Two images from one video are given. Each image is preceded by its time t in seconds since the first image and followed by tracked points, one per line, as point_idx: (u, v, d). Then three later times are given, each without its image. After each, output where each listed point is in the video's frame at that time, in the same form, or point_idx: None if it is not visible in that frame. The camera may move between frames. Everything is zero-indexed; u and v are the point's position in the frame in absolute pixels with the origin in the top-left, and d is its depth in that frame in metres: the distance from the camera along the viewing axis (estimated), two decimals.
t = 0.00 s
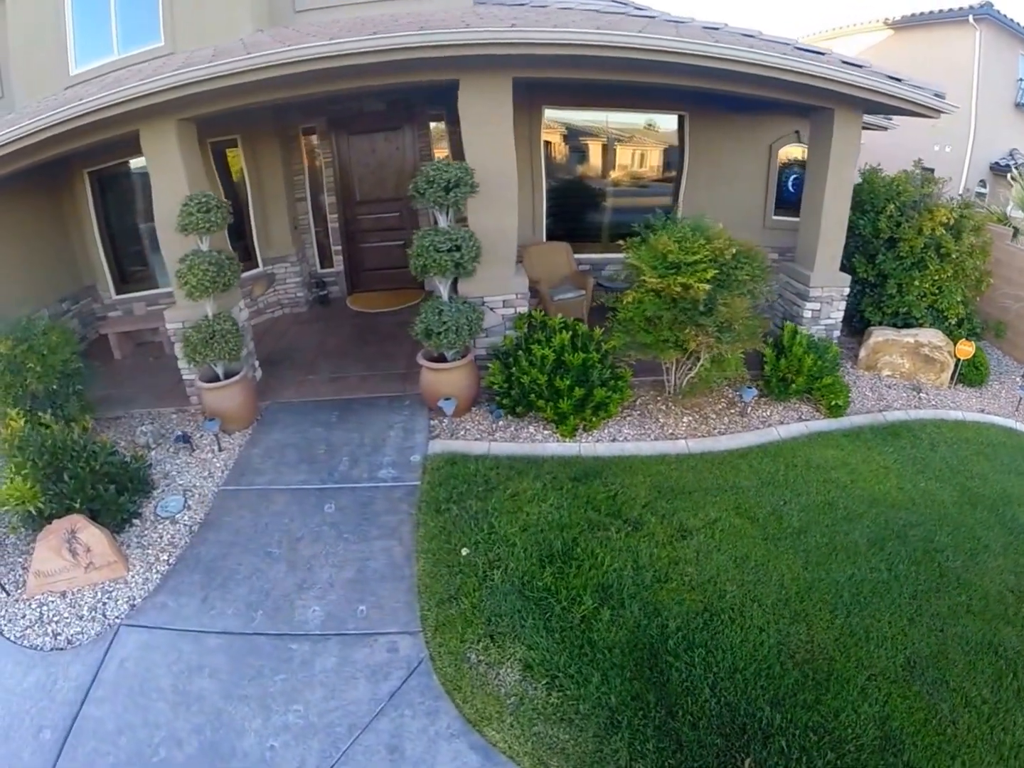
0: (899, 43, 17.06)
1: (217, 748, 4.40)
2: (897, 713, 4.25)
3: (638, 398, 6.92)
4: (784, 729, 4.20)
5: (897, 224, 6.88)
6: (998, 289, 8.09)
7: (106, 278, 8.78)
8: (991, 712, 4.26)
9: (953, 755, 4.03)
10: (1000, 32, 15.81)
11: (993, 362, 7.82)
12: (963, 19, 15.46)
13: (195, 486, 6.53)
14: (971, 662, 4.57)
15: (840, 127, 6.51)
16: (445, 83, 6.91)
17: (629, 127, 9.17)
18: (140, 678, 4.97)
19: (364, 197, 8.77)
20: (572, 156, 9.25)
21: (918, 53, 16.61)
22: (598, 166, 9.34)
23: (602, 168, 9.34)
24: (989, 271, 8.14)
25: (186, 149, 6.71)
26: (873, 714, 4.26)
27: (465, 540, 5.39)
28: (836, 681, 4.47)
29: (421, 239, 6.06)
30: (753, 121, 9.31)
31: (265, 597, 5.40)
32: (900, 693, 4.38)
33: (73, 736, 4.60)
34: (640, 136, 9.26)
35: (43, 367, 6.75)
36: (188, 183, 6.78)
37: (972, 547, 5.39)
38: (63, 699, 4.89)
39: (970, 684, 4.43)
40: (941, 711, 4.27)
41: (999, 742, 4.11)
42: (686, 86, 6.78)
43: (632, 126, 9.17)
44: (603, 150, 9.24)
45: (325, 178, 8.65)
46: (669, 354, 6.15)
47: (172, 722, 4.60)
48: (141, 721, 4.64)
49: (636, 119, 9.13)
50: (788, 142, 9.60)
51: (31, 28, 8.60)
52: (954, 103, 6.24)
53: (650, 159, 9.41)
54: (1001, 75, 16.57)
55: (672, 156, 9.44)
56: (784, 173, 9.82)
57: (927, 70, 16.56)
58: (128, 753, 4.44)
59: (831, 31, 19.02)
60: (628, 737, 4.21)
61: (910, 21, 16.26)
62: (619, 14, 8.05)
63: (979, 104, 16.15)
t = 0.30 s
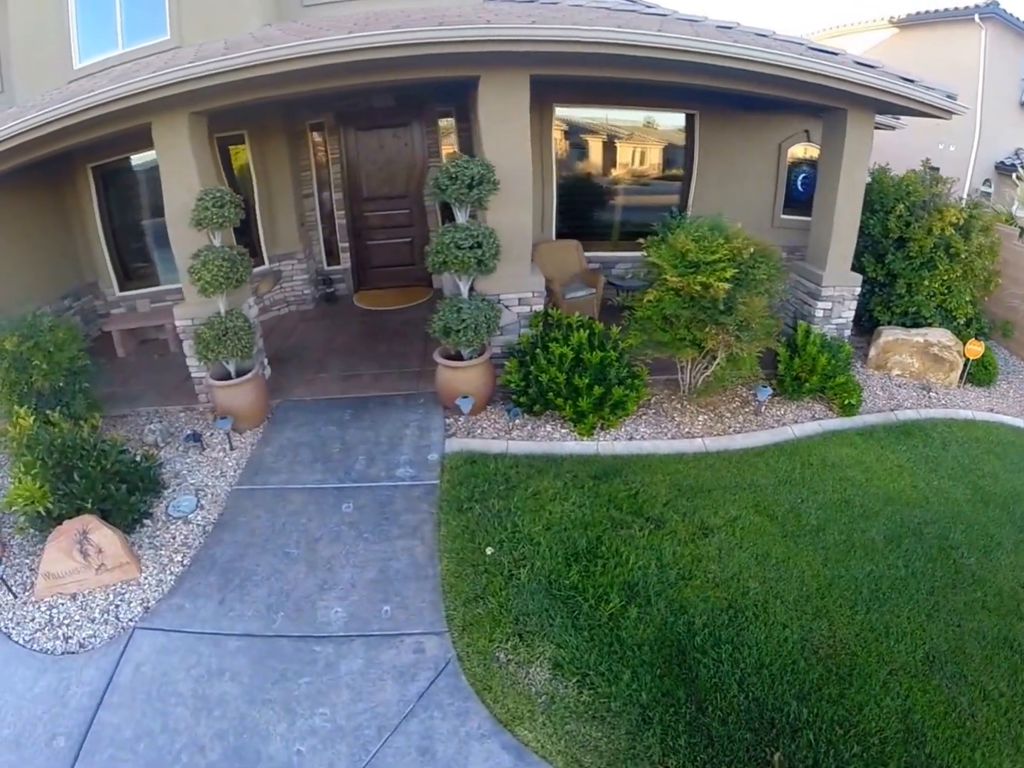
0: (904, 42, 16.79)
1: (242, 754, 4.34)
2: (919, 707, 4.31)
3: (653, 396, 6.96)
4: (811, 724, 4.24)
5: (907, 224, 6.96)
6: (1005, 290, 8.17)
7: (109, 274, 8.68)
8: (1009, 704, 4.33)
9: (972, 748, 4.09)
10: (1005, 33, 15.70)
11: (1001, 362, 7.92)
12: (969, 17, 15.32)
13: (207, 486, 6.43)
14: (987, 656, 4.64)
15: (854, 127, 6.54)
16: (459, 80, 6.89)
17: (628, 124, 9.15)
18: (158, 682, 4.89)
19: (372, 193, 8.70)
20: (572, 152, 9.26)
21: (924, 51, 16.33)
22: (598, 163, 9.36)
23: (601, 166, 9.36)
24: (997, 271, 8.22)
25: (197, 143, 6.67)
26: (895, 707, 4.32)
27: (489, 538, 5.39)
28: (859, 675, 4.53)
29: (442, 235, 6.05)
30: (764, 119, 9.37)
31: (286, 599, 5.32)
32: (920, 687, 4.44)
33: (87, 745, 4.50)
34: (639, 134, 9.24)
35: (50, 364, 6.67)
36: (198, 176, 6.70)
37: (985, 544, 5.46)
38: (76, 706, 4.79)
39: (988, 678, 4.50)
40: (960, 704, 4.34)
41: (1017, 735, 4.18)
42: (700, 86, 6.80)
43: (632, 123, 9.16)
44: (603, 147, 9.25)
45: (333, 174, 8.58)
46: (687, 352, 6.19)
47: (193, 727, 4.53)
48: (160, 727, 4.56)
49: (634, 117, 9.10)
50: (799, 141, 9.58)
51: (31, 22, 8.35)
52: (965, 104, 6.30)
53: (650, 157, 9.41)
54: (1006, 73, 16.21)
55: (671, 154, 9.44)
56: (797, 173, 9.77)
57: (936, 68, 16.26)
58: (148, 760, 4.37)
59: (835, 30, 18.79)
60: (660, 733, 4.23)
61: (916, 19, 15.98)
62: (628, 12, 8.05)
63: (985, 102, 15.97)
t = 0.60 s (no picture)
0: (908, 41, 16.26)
1: (269, 758, 4.27)
2: (939, 700, 4.36)
3: (668, 394, 7.00)
4: (836, 717, 4.27)
5: (916, 223, 7.07)
6: (1012, 290, 8.26)
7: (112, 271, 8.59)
8: None
9: (992, 740, 4.14)
10: (1013, 31, 15.25)
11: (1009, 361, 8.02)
12: (974, 16, 14.80)
13: (220, 485, 6.33)
14: (1004, 650, 4.69)
15: (866, 129, 6.59)
16: (472, 77, 6.86)
17: (628, 121, 9.19)
18: (176, 686, 4.80)
19: (381, 190, 8.63)
20: (574, 150, 9.29)
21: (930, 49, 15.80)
22: (598, 160, 9.38)
23: (602, 165, 9.38)
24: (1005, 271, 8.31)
25: (207, 137, 6.60)
26: (916, 701, 4.36)
27: (514, 537, 5.38)
28: (880, 670, 4.57)
29: (464, 231, 6.07)
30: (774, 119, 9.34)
31: (308, 600, 5.25)
32: (940, 680, 4.49)
33: (104, 752, 4.41)
34: (638, 130, 9.24)
35: (57, 361, 6.56)
36: (208, 171, 6.61)
37: (999, 541, 5.51)
38: (89, 712, 4.68)
39: (1004, 672, 4.55)
40: (978, 698, 4.39)
41: None
42: (716, 86, 6.82)
43: (631, 121, 9.20)
44: (604, 145, 9.27)
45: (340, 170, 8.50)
46: (703, 351, 6.22)
47: (216, 732, 4.46)
48: (181, 732, 4.48)
49: (633, 114, 9.13)
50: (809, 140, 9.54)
51: (31, 12, 8.21)
52: (975, 105, 6.35)
53: (652, 154, 9.40)
54: (1014, 73, 15.77)
55: (671, 151, 9.45)
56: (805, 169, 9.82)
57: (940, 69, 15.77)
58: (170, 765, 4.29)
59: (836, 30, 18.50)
60: (691, 729, 4.24)
61: (920, 17, 15.45)
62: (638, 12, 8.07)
63: (990, 102, 15.49)
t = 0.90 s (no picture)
0: (915, 39, 15.76)
1: (297, 761, 4.23)
2: (959, 694, 4.41)
3: (684, 394, 7.01)
4: (861, 711, 4.31)
5: (926, 223, 7.13)
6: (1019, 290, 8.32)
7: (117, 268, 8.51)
8: None
9: (1011, 732, 4.20)
10: (1021, 30, 14.67)
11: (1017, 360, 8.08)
12: (980, 15, 14.18)
13: (234, 484, 6.25)
14: (1020, 645, 4.74)
15: (876, 130, 6.62)
16: (486, 74, 6.84)
17: (632, 118, 9.20)
18: (197, 690, 4.74)
19: (390, 187, 8.58)
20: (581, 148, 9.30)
21: (935, 49, 15.30)
22: (603, 159, 9.43)
23: (604, 162, 9.41)
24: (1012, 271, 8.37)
25: (220, 132, 6.52)
26: (936, 695, 4.41)
27: (538, 535, 5.39)
28: (900, 664, 4.61)
29: (479, 230, 5.97)
30: (782, 117, 9.32)
31: (330, 601, 5.20)
32: (958, 675, 4.54)
33: (124, 756, 4.34)
34: (643, 128, 9.25)
35: (65, 359, 6.44)
36: (220, 166, 6.54)
37: (1012, 538, 5.55)
38: (106, 718, 4.61)
39: (1021, 666, 4.60)
40: (996, 691, 4.44)
41: None
42: (729, 86, 6.84)
43: (635, 118, 9.22)
44: (607, 142, 9.30)
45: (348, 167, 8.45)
46: (719, 350, 6.24)
47: (241, 736, 4.40)
48: (204, 737, 4.42)
49: (636, 112, 9.15)
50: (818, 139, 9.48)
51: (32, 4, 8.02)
52: (985, 106, 6.36)
53: (654, 152, 9.38)
54: (1018, 73, 15.06)
55: (673, 148, 9.45)
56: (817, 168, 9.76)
57: (947, 69, 15.25)
58: None
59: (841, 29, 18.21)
60: (721, 724, 4.26)
61: (927, 15, 15.00)
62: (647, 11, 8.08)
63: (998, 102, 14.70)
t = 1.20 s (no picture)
0: (915, 35, 14.58)
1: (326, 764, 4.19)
2: (977, 687, 4.46)
3: (699, 393, 7.02)
4: (884, 704, 4.35)
5: (936, 222, 7.23)
6: None
7: (123, 265, 8.41)
8: None
9: None
10: None
11: None
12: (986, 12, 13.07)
13: (250, 483, 6.19)
14: None
15: (888, 130, 6.67)
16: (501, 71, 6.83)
17: (636, 115, 9.17)
18: (220, 693, 4.68)
19: (399, 184, 8.53)
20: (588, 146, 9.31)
21: (938, 47, 14.16)
22: (608, 155, 9.42)
23: (609, 157, 9.41)
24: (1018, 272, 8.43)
25: (233, 128, 6.45)
26: (956, 688, 4.46)
27: (562, 534, 5.40)
28: (920, 658, 4.66)
29: (495, 228, 5.86)
30: (792, 115, 9.21)
31: (353, 601, 5.16)
32: (976, 668, 4.59)
33: (146, 761, 4.28)
34: (646, 125, 9.22)
35: (74, 356, 6.41)
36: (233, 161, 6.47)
37: None
38: (125, 723, 4.54)
39: None
40: (1013, 685, 4.49)
41: None
42: (742, 85, 6.87)
43: (639, 114, 9.20)
44: (610, 139, 9.28)
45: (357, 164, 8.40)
46: (735, 348, 6.26)
47: (267, 740, 4.35)
48: (229, 741, 4.36)
49: (640, 108, 9.12)
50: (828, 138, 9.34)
51: None
52: (996, 107, 6.40)
53: (659, 149, 9.34)
54: None
55: (678, 145, 9.41)
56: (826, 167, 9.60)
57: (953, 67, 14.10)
58: None
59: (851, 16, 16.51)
60: (749, 718, 4.29)
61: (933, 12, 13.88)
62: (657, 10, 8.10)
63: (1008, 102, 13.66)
